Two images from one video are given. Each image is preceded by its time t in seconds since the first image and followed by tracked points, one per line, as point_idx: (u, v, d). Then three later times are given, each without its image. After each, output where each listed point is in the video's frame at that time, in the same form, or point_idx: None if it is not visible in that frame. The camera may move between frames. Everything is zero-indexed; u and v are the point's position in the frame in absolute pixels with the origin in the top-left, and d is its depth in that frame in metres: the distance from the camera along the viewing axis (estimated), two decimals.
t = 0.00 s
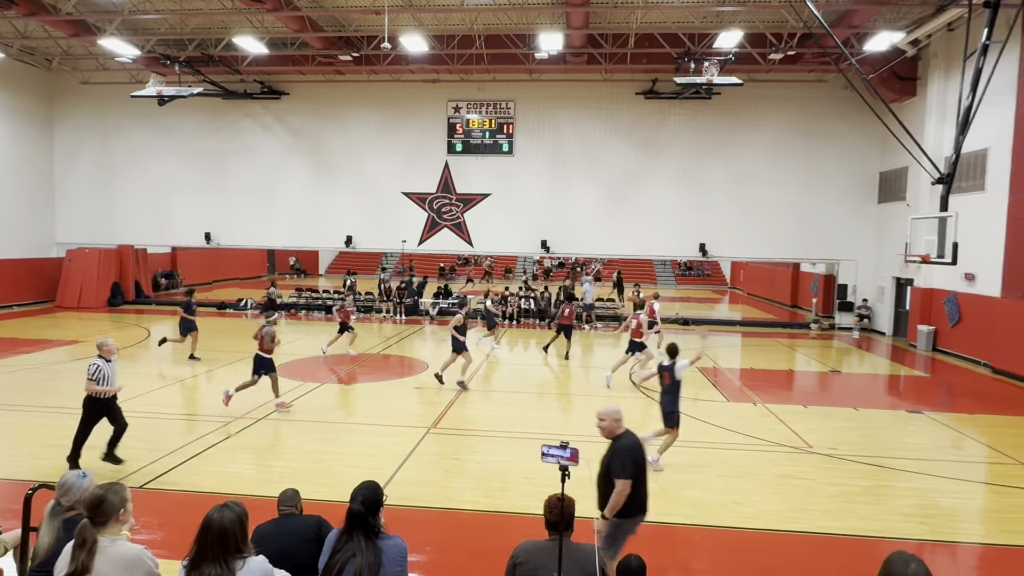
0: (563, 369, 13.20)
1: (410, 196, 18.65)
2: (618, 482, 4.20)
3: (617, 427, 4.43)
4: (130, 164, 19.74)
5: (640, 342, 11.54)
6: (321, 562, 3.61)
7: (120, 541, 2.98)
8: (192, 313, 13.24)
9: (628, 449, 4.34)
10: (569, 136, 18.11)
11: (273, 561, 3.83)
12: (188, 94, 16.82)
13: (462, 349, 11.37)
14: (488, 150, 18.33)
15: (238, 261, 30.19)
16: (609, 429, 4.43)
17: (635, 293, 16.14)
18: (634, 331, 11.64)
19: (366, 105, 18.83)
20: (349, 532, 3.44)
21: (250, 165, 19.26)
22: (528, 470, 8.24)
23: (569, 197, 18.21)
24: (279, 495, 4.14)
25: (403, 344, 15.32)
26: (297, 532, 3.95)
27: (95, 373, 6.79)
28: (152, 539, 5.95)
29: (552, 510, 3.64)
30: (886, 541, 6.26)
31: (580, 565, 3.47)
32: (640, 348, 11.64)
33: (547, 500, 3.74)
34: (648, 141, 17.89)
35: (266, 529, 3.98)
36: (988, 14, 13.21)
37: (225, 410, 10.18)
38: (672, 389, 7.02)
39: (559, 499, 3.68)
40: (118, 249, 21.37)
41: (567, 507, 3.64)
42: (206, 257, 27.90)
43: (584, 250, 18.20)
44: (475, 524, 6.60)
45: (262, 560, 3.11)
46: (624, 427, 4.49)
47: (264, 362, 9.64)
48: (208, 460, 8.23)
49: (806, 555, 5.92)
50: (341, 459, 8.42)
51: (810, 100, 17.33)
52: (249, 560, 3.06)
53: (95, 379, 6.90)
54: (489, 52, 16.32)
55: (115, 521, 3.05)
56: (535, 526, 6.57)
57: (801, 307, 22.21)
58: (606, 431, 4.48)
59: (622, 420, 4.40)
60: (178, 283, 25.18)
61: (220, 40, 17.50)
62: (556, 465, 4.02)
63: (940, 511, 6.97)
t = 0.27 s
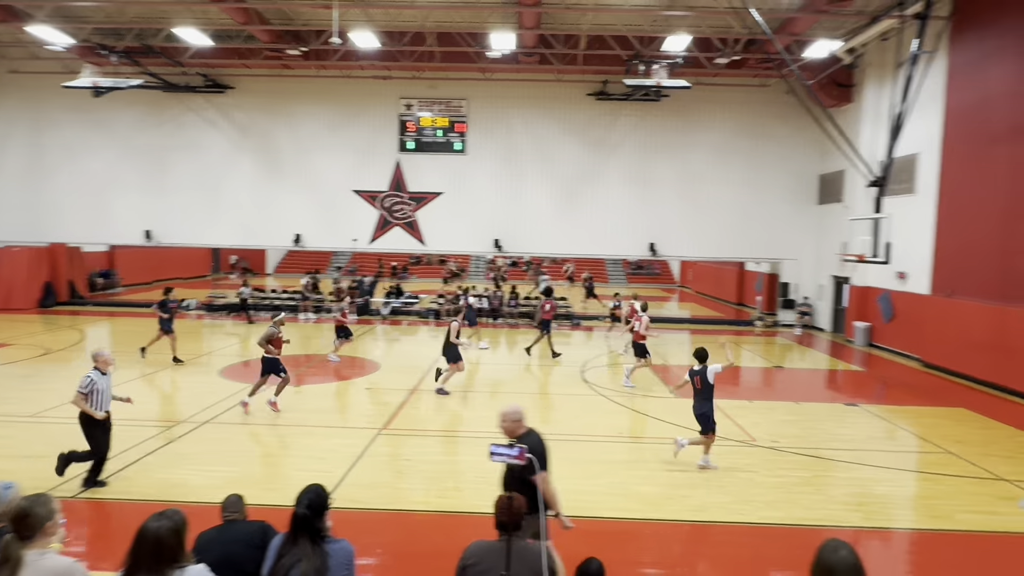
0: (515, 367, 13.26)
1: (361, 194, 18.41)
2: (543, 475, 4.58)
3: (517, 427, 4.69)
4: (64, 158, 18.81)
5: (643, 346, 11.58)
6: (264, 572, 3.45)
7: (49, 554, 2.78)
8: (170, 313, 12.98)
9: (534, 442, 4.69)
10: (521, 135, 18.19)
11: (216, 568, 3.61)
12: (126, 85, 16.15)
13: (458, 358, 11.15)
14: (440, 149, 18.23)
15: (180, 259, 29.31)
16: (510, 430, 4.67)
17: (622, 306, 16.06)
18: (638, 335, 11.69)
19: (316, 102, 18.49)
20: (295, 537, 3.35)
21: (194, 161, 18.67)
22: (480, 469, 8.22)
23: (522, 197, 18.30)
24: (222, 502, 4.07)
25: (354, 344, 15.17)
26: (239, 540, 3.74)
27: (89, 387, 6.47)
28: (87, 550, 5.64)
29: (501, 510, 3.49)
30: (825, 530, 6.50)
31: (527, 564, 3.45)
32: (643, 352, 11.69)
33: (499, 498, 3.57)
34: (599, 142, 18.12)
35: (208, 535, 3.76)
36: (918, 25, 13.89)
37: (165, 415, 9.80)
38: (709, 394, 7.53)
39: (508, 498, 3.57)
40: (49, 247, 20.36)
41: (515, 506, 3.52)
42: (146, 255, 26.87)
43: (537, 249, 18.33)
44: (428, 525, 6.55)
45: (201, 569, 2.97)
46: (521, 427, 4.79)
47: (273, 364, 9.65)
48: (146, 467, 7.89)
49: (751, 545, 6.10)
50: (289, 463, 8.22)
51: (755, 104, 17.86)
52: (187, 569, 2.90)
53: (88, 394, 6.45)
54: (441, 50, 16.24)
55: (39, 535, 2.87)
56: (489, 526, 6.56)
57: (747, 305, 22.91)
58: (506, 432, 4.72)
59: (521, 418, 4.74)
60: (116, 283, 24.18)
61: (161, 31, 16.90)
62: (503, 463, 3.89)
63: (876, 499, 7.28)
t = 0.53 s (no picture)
0: (480, 365, 13.26)
1: (323, 190, 18.17)
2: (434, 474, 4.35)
3: (432, 420, 4.57)
4: (10, 150, 18.05)
5: (657, 344, 11.73)
6: None
7: None
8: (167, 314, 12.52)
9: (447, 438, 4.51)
10: (486, 133, 18.17)
11: (166, 572, 3.38)
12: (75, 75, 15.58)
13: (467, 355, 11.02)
14: (404, 145, 18.09)
15: (133, 256, 28.44)
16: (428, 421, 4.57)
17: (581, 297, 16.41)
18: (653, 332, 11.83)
19: (277, 96, 18.15)
20: (246, 541, 3.20)
21: (150, 155, 18.16)
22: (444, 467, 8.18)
23: (487, 195, 18.30)
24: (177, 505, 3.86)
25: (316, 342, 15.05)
26: (196, 544, 3.55)
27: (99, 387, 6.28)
28: (35, 557, 5.37)
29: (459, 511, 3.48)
30: (783, 521, 6.65)
31: (484, 563, 3.43)
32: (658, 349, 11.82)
33: (458, 497, 3.55)
34: (563, 140, 18.22)
35: (160, 540, 3.55)
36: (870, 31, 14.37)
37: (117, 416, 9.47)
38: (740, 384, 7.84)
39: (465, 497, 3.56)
40: None
41: (472, 505, 3.50)
42: (98, 252, 26.00)
43: (502, 246, 18.40)
44: (390, 525, 6.46)
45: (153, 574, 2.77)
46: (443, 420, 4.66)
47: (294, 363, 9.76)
48: (96, 470, 7.59)
49: (710, 539, 6.20)
50: (248, 463, 8.02)
51: (716, 105, 18.20)
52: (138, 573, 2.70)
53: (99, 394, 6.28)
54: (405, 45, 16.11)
55: None
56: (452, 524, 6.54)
57: (708, 303, 23.37)
58: (422, 424, 4.60)
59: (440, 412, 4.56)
60: (67, 280, 23.27)
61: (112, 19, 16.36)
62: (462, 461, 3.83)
63: (830, 491, 7.49)
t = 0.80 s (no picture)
0: (448, 364, 13.21)
1: (288, 186, 17.92)
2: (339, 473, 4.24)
3: (352, 420, 4.41)
4: None
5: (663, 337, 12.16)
6: None
7: None
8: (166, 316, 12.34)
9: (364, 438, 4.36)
10: (454, 130, 18.10)
11: None
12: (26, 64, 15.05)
13: (482, 354, 10.85)
14: (371, 142, 17.92)
15: (90, 252, 27.59)
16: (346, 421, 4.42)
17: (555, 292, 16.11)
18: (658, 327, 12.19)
19: (240, 89, 17.79)
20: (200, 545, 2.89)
21: (107, 148, 17.67)
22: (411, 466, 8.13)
23: (456, 192, 18.25)
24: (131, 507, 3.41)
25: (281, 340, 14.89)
26: (150, 548, 3.25)
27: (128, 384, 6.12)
28: None
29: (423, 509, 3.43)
30: (745, 515, 6.78)
31: (449, 563, 3.29)
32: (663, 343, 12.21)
33: (421, 497, 3.54)
34: (531, 139, 18.26)
35: (112, 545, 3.21)
36: (830, 35, 14.73)
37: (71, 418, 9.17)
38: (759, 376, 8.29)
39: (429, 496, 3.52)
40: None
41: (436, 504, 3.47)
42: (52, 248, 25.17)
43: (471, 244, 18.36)
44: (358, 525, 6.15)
45: None
46: (363, 420, 4.52)
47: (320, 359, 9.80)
48: (48, 473, 7.33)
49: (675, 533, 6.29)
50: (209, 465, 7.83)
51: (681, 105, 18.48)
52: None
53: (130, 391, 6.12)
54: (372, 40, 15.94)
55: None
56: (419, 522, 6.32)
57: (674, 301, 23.72)
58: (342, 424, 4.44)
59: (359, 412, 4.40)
60: (20, 277, 22.43)
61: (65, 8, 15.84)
62: (427, 460, 3.80)
63: (791, 485, 7.65)
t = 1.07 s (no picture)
0: (419, 363, 13.15)
1: (255, 183, 17.65)
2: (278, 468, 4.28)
3: (272, 414, 4.45)
4: None
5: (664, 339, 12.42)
6: None
7: None
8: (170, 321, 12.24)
9: (289, 428, 4.44)
10: (426, 127, 18.01)
11: None
12: None
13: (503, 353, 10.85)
14: (342, 138, 17.74)
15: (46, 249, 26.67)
16: (263, 418, 4.43)
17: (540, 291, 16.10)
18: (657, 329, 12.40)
19: (206, 83, 17.41)
20: (160, 549, 2.79)
21: (65, 141, 17.18)
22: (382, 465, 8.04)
23: (427, 190, 18.15)
24: (89, 510, 3.30)
25: (249, 339, 14.71)
26: (112, 552, 3.09)
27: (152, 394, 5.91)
28: None
29: (393, 511, 3.45)
30: (714, 510, 6.89)
31: (417, 563, 3.29)
32: (663, 344, 12.45)
33: (390, 498, 3.56)
34: (503, 137, 18.27)
35: (70, 550, 3.07)
36: (796, 40, 15.04)
37: (26, 420, 8.84)
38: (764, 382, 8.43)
39: (399, 496, 3.53)
40: None
41: (407, 504, 3.50)
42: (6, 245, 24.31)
43: (442, 242, 18.26)
44: (325, 524, 6.01)
45: None
46: (281, 414, 4.54)
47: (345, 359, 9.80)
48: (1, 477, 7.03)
49: (644, 530, 6.36)
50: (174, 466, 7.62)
51: (651, 106, 18.69)
52: None
53: (153, 403, 5.87)
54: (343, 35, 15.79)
55: None
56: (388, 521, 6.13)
57: (644, 299, 24.02)
58: (260, 420, 4.43)
59: (277, 404, 4.47)
60: None
61: None
62: (396, 460, 3.75)
63: (759, 480, 7.80)
